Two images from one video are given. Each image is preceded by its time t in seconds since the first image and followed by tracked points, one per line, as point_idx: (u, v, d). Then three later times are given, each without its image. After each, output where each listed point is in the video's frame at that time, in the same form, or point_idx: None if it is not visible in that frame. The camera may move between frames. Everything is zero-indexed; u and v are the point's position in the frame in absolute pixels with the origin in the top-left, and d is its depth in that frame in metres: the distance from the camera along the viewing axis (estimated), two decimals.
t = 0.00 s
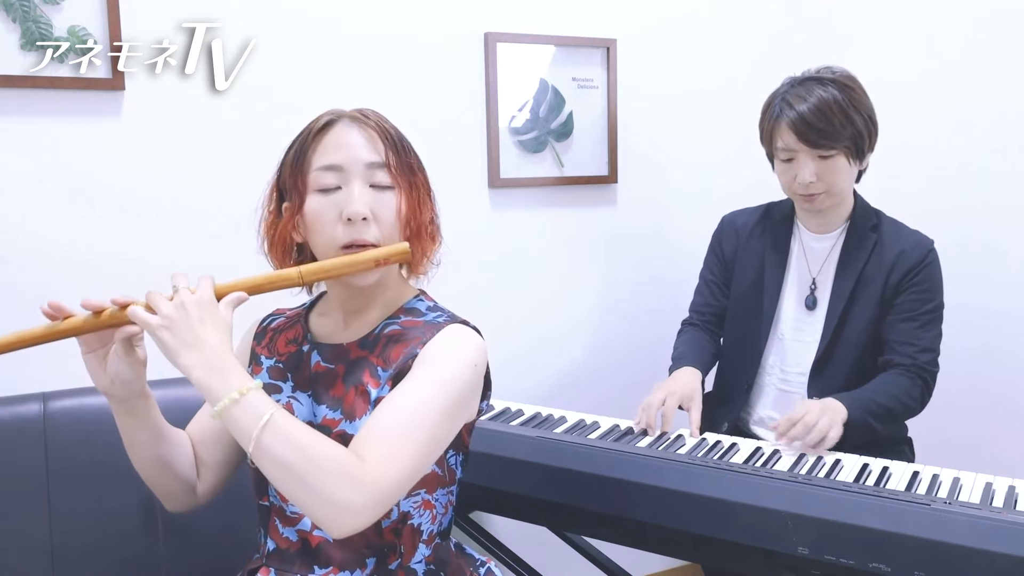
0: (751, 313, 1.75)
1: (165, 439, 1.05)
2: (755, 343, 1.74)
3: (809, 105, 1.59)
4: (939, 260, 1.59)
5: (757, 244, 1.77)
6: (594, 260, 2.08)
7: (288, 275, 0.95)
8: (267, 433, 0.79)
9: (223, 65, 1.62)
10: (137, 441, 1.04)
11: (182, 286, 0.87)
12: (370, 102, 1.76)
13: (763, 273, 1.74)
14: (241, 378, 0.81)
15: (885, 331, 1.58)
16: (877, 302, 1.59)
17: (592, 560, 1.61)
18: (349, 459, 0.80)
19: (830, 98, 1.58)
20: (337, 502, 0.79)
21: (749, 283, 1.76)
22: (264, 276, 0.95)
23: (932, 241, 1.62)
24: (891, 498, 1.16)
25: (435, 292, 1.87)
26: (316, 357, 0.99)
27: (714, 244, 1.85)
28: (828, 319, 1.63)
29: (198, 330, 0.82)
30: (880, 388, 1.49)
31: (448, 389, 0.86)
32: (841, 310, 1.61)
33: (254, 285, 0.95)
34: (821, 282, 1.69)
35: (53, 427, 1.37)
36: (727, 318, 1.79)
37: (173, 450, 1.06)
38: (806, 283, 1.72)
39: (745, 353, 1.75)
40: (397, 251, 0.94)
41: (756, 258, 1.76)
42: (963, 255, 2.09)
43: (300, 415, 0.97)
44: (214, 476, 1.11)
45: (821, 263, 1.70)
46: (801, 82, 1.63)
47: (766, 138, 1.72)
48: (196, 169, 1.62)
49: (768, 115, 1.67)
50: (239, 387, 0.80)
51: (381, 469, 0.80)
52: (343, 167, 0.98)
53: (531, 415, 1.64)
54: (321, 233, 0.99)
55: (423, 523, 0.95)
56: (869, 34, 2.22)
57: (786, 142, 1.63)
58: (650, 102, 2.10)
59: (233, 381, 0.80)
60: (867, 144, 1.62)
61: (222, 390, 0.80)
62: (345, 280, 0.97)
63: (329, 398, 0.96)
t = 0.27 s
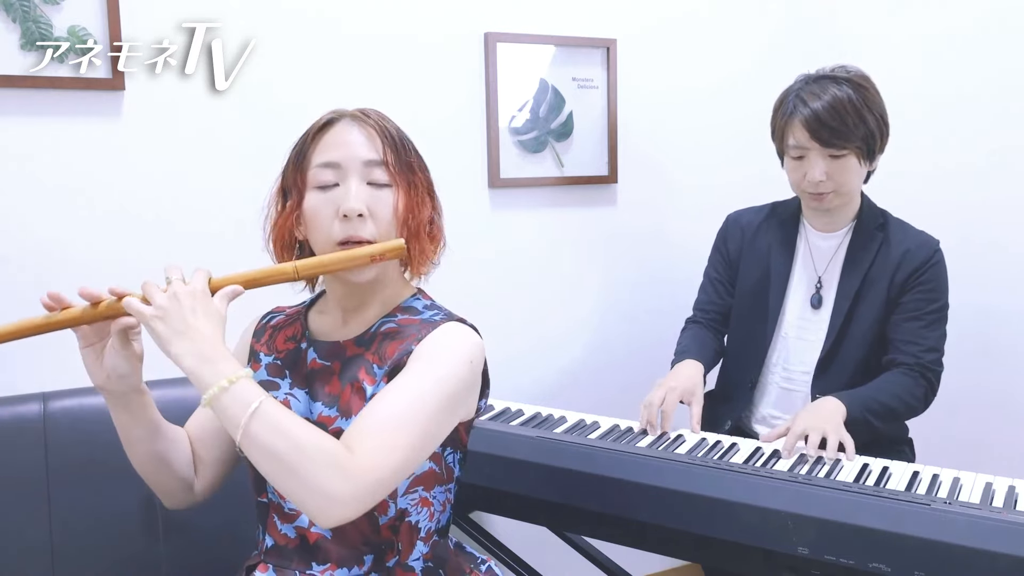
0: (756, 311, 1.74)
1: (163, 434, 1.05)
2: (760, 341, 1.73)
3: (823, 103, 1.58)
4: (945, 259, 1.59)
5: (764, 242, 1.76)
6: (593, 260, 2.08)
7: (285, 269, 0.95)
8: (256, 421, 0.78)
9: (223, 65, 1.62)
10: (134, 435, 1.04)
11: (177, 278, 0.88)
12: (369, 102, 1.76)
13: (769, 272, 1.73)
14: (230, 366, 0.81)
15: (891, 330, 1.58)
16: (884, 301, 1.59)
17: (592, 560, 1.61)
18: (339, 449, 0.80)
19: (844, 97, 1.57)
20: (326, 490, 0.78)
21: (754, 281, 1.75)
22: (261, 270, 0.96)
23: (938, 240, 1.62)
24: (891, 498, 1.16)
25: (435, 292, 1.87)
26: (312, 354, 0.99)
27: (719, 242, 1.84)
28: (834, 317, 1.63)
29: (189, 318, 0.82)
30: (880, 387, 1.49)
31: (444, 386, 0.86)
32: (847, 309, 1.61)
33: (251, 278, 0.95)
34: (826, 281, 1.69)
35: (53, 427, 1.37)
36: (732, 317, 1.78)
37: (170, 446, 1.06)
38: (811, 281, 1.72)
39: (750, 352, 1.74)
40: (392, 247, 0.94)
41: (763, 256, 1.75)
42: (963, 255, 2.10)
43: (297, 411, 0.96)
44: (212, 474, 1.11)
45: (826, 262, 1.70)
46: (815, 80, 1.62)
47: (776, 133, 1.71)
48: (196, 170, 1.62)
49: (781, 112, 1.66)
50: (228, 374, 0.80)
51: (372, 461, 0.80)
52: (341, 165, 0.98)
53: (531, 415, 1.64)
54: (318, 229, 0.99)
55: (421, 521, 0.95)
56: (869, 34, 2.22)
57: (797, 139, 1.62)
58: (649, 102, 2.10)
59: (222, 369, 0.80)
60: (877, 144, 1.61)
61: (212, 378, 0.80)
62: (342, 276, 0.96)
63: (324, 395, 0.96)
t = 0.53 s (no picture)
0: (764, 313, 1.72)
1: (160, 431, 1.05)
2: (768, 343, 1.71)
3: (845, 100, 1.54)
4: (952, 261, 1.58)
5: (771, 241, 1.74)
6: (594, 260, 2.08)
7: (281, 263, 0.95)
8: (247, 411, 0.79)
9: (223, 65, 1.62)
10: (132, 432, 1.04)
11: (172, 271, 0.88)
12: (369, 102, 1.76)
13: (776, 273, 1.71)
14: (222, 356, 0.81)
15: (896, 332, 1.57)
16: (890, 302, 1.58)
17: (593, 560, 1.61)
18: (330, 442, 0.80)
19: (866, 97, 1.54)
20: (315, 482, 0.79)
21: (760, 282, 1.73)
22: (258, 264, 0.96)
23: (946, 243, 1.61)
24: (891, 498, 1.16)
25: (435, 292, 1.87)
26: (310, 354, 0.99)
27: (723, 243, 1.81)
28: (840, 318, 1.62)
29: (181, 310, 0.83)
30: (881, 386, 1.49)
31: (440, 383, 0.86)
32: (853, 309, 1.60)
33: (247, 272, 0.95)
34: (833, 282, 1.67)
35: (53, 427, 1.37)
36: (739, 317, 1.76)
37: (167, 444, 1.06)
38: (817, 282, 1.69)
39: (758, 354, 1.72)
40: (392, 243, 0.94)
41: (770, 255, 1.73)
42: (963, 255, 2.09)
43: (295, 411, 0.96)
44: (209, 472, 1.12)
45: (833, 260, 1.68)
46: (838, 76, 1.59)
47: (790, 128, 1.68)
48: (196, 170, 1.62)
49: (800, 106, 1.62)
50: (218, 365, 0.80)
51: (362, 455, 0.80)
52: (338, 161, 0.98)
53: (531, 415, 1.64)
54: (316, 225, 0.99)
55: (419, 520, 0.95)
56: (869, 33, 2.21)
57: (814, 135, 1.58)
58: (649, 102, 2.10)
59: (213, 359, 0.81)
60: (893, 148, 1.59)
61: (202, 368, 0.80)
62: (339, 272, 0.97)
63: (322, 395, 0.96)
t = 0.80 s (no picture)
0: (768, 317, 1.72)
1: (158, 429, 1.05)
2: (773, 346, 1.70)
3: (878, 93, 1.53)
4: (958, 266, 1.58)
5: (776, 243, 1.73)
6: (594, 260, 2.08)
7: (281, 260, 0.95)
8: (244, 402, 0.79)
9: (223, 65, 1.62)
10: (129, 429, 1.04)
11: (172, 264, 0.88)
12: (369, 102, 1.76)
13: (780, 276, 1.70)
14: (219, 348, 0.81)
15: (900, 337, 1.57)
16: (894, 306, 1.58)
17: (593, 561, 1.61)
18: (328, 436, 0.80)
19: (898, 95, 1.53)
20: (312, 475, 0.79)
21: (765, 284, 1.72)
22: (258, 260, 0.96)
23: (951, 247, 1.61)
24: (892, 498, 1.16)
25: (435, 292, 1.87)
26: (310, 354, 0.99)
27: (726, 246, 1.80)
28: (843, 322, 1.61)
29: (180, 301, 0.83)
30: (881, 394, 1.50)
31: (440, 381, 0.87)
32: (857, 313, 1.59)
33: (247, 268, 0.96)
34: (838, 285, 1.66)
35: (53, 427, 1.37)
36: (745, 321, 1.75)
37: (164, 442, 1.06)
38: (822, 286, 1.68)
39: (765, 357, 1.71)
40: (391, 241, 0.94)
41: (774, 258, 1.72)
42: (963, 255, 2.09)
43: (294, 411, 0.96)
44: (206, 472, 1.12)
45: (839, 262, 1.66)
46: (869, 71, 1.57)
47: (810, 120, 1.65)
48: (196, 170, 1.62)
49: (824, 97, 1.60)
50: (216, 356, 0.80)
51: (361, 449, 0.80)
52: (341, 160, 0.98)
53: (531, 415, 1.64)
54: (317, 224, 0.99)
55: (420, 520, 0.95)
56: (869, 33, 2.21)
57: (842, 125, 1.56)
58: (649, 102, 2.10)
59: (211, 350, 0.81)
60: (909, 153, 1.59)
61: (200, 359, 0.80)
62: (340, 270, 0.97)
63: (322, 395, 0.96)
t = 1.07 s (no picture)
0: (769, 323, 1.71)
1: (155, 429, 1.05)
2: (774, 352, 1.70)
3: (909, 95, 1.52)
4: (957, 273, 1.58)
5: (775, 249, 1.72)
6: (594, 260, 2.08)
7: (285, 259, 0.95)
8: (244, 395, 0.79)
9: (223, 65, 1.62)
10: (128, 429, 1.04)
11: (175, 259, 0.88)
12: (369, 103, 1.76)
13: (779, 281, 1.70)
14: (221, 340, 0.81)
15: (899, 346, 1.58)
16: (893, 314, 1.58)
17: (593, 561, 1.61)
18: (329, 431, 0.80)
19: (926, 102, 1.54)
20: (311, 468, 0.79)
21: (766, 290, 1.72)
22: (262, 259, 0.95)
23: (951, 255, 1.61)
24: (892, 498, 1.16)
25: (435, 292, 1.87)
26: (310, 354, 0.99)
27: (723, 252, 1.79)
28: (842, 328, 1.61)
29: (182, 294, 0.83)
30: (878, 402, 1.50)
31: (441, 378, 0.87)
32: (857, 321, 1.60)
33: (250, 266, 0.95)
34: (837, 292, 1.66)
35: (53, 427, 1.37)
36: (746, 327, 1.75)
37: (163, 442, 1.06)
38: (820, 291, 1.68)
39: (766, 363, 1.71)
40: (395, 242, 0.94)
41: (773, 265, 1.71)
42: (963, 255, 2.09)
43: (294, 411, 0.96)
44: (205, 472, 1.11)
45: (839, 268, 1.66)
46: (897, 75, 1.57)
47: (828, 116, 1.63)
48: (196, 169, 1.62)
49: (843, 97, 1.59)
50: (217, 348, 0.80)
51: (361, 445, 0.80)
52: (345, 160, 0.98)
53: (531, 415, 1.64)
54: (320, 224, 0.99)
55: (420, 520, 0.95)
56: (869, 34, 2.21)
57: (869, 120, 1.54)
58: (649, 102, 2.10)
59: (212, 342, 0.80)
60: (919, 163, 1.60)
61: (201, 351, 0.80)
62: (344, 269, 0.97)
63: (322, 394, 0.96)
